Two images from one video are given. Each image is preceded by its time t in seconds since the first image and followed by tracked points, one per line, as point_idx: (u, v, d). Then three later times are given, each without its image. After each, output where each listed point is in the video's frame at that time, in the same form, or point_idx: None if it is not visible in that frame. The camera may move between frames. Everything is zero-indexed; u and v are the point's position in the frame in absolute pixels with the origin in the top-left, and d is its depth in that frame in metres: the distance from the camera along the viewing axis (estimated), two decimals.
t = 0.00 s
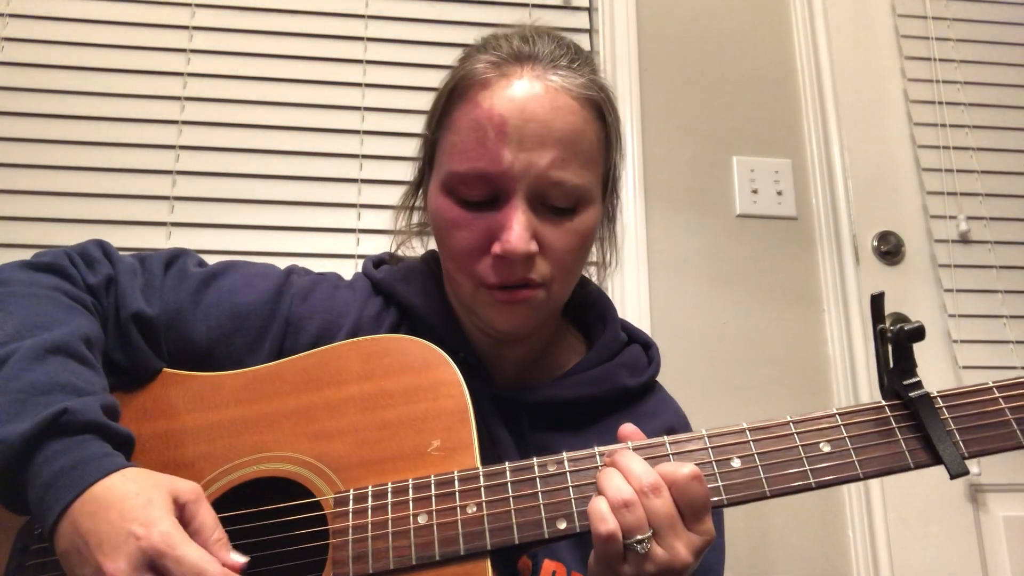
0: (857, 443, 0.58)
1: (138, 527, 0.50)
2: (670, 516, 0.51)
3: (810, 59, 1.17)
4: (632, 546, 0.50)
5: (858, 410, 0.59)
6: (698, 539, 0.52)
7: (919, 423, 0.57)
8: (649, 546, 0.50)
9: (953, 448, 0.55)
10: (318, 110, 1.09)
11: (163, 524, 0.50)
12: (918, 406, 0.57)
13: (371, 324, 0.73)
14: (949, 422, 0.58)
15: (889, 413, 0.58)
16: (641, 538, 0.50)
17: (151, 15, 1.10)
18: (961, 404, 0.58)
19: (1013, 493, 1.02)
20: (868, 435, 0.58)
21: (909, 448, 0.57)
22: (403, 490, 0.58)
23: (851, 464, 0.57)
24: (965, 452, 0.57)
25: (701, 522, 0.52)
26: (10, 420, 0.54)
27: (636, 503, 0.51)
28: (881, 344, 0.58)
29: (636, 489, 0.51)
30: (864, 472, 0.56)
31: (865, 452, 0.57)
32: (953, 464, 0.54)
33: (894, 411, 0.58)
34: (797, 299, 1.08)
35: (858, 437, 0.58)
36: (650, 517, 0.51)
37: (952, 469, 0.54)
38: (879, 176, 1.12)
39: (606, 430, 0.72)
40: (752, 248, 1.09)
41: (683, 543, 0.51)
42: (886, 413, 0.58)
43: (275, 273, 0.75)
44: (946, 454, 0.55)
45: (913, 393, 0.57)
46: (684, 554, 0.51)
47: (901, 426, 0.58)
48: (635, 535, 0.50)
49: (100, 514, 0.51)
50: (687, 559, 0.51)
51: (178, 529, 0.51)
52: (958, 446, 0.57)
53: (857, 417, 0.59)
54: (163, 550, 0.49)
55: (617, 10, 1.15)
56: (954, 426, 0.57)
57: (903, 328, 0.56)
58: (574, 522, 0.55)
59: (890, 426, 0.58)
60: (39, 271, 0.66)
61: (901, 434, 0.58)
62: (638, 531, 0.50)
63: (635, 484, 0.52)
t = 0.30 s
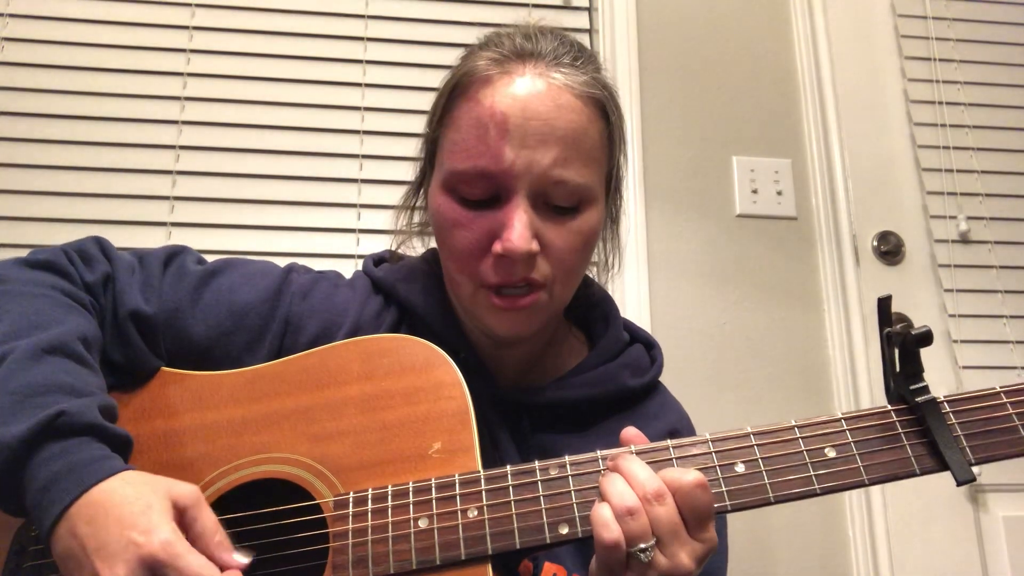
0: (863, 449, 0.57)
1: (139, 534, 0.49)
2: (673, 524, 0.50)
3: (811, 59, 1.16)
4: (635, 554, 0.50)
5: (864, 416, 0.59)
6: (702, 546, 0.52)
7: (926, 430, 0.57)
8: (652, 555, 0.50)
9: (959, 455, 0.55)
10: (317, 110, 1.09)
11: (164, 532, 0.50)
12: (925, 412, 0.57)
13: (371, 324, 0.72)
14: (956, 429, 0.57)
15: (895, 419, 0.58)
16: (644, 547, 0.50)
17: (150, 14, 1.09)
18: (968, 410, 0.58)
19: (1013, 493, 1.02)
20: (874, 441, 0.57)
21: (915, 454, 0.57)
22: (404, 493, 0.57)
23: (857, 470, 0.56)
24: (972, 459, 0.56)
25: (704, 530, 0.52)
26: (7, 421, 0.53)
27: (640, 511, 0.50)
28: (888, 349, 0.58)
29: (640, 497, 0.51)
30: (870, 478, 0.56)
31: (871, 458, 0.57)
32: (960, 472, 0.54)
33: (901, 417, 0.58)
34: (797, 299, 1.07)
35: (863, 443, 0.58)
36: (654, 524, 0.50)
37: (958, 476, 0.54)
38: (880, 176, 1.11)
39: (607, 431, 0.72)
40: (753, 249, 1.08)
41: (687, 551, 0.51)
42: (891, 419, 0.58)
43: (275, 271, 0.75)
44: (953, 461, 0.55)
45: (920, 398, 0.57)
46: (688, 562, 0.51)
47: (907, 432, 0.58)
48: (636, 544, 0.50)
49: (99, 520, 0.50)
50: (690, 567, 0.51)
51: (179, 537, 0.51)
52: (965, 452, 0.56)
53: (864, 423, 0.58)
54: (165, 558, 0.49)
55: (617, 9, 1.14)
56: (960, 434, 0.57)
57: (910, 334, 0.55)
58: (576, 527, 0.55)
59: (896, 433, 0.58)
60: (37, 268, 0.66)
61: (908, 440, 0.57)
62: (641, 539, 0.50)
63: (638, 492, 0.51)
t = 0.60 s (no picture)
0: (861, 438, 0.57)
1: (142, 535, 0.50)
2: (677, 528, 0.50)
3: (810, 59, 1.16)
4: (643, 563, 0.50)
5: (861, 403, 0.59)
6: (704, 545, 0.52)
7: (925, 417, 0.57)
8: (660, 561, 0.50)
9: (960, 442, 0.55)
10: (317, 109, 1.09)
11: (166, 530, 0.50)
12: (924, 399, 0.56)
13: (367, 322, 0.73)
14: (956, 415, 0.57)
15: (894, 406, 0.58)
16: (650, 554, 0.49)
17: (151, 14, 1.10)
18: (968, 397, 0.58)
19: (1013, 493, 1.02)
20: (872, 430, 0.57)
21: (914, 442, 0.57)
22: (398, 491, 0.57)
23: (855, 459, 0.56)
24: (973, 446, 0.56)
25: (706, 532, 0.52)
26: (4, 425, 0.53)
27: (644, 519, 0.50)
28: (886, 338, 0.58)
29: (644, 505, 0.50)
30: (868, 467, 0.56)
31: (869, 447, 0.57)
32: (960, 459, 0.54)
33: (900, 405, 0.58)
34: (796, 298, 1.07)
35: (861, 431, 0.58)
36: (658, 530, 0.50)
37: (958, 463, 0.54)
38: (879, 176, 1.11)
39: (605, 428, 0.72)
40: (751, 247, 1.08)
41: (692, 551, 0.51)
42: (890, 406, 0.58)
43: (271, 272, 0.75)
44: (953, 448, 0.54)
45: (918, 385, 0.57)
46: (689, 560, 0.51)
47: (906, 420, 0.57)
48: (646, 553, 0.49)
49: (98, 522, 0.50)
50: (694, 564, 0.52)
51: (182, 534, 0.51)
52: (966, 439, 0.56)
53: (861, 411, 0.58)
54: (171, 558, 0.49)
55: (616, 9, 1.14)
56: (961, 419, 0.57)
57: (906, 321, 0.55)
58: (571, 522, 0.55)
59: (895, 420, 0.57)
60: (34, 272, 0.66)
61: (907, 428, 0.57)
62: (649, 548, 0.50)
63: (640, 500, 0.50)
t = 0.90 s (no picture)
0: (855, 435, 0.57)
1: (129, 538, 0.50)
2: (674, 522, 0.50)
3: (809, 58, 1.16)
4: (634, 550, 0.50)
5: (855, 400, 0.59)
6: (700, 541, 0.53)
7: (918, 414, 0.57)
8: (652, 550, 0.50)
9: (953, 438, 0.55)
10: (317, 109, 1.09)
11: (154, 534, 0.50)
12: (918, 396, 0.56)
13: (362, 323, 0.73)
14: (950, 411, 0.57)
15: (888, 403, 0.58)
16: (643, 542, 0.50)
17: (151, 15, 1.10)
18: (962, 393, 0.58)
19: (1013, 493, 1.02)
20: (866, 426, 0.57)
21: (908, 439, 0.57)
22: (395, 490, 0.57)
23: (849, 456, 0.56)
24: (967, 442, 0.56)
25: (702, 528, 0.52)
26: None
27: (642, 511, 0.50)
28: (881, 335, 0.57)
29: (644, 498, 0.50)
30: (863, 464, 0.56)
31: (863, 443, 0.57)
32: (954, 455, 0.54)
33: (894, 401, 0.58)
34: (796, 298, 1.07)
35: (856, 428, 0.58)
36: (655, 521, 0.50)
37: (952, 460, 0.53)
38: (879, 176, 1.11)
39: (601, 427, 0.72)
40: (750, 247, 1.08)
41: (687, 544, 0.52)
42: (884, 402, 0.58)
43: (266, 273, 0.75)
44: (945, 443, 0.55)
45: (912, 382, 0.57)
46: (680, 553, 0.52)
47: (900, 417, 0.57)
48: (638, 540, 0.50)
49: (90, 522, 0.50)
50: (688, 558, 0.52)
51: (170, 537, 0.51)
52: (959, 435, 0.56)
53: (855, 407, 0.59)
54: (158, 561, 0.49)
55: (615, 9, 1.15)
56: (955, 416, 0.57)
57: (900, 317, 0.55)
58: (568, 520, 0.55)
59: (889, 417, 0.58)
60: (29, 274, 0.66)
61: (901, 425, 0.57)
62: (642, 536, 0.50)
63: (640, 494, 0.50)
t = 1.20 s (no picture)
0: (854, 436, 0.57)
1: (132, 537, 0.50)
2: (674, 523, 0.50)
3: (809, 58, 1.16)
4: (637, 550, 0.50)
5: (854, 401, 0.59)
6: (701, 542, 0.52)
7: (917, 414, 0.57)
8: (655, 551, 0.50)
9: (951, 439, 0.55)
10: (317, 110, 1.09)
11: (157, 533, 0.50)
12: (916, 397, 0.56)
13: (362, 324, 0.73)
14: (947, 412, 0.57)
15: (885, 404, 0.58)
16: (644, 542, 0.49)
17: (151, 15, 1.10)
18: (960, 394, 0.58)
19: (1013, 494, 1.02)
20: (864, 427, 0.57)
21: (907, 440, 0.57)
22: (394, 491, 0.57)
23: (848, 456, 0.56)
24: (964, 442, 0.56)
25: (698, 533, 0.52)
26: None
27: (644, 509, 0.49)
28: (878, 335, 0.57)
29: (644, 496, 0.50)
30: (861, 465, 0.56)
31: (862, 444, 0.57)
32: (952, 456, 0.54)
33: (891, 402, 0.58)
34: (796, 299, 1.07)
35: (854, 429, 0.58)
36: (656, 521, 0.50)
37: (950, 460, 0.54)
38: (879, 176, 1.11)
39: (601, 427, 0.72)
40: (750, 247, 1.08)
41: (688, 546, 0.51)
42: (883, 403, 0.58)
43: (265, 273, 0.75)
44: (943, 444, 0.55)
45: (910, 383, 0.57)
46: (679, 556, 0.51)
47: (898, 418, 0.57)
48: (640, 541, 0.49)
49: (92, 522, 0.50)
50: (690, 560, 0.52)
51: (173, 536, 0.51)
52: (957, 436, 0.56)
53: (853, 408, 0.59)
54: (160, 561, 0.49)
55: (615, 8, 1.15)
56: (952, 417, 0.57)
57: (899, 319, 0.55)
58: (567, 521, 0.55)
59: (887, 417, 0.57)
60: (28, 275, 0.66)
61: (899, 426, 0.57)
62: (644, 536, 0.49)
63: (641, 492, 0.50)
